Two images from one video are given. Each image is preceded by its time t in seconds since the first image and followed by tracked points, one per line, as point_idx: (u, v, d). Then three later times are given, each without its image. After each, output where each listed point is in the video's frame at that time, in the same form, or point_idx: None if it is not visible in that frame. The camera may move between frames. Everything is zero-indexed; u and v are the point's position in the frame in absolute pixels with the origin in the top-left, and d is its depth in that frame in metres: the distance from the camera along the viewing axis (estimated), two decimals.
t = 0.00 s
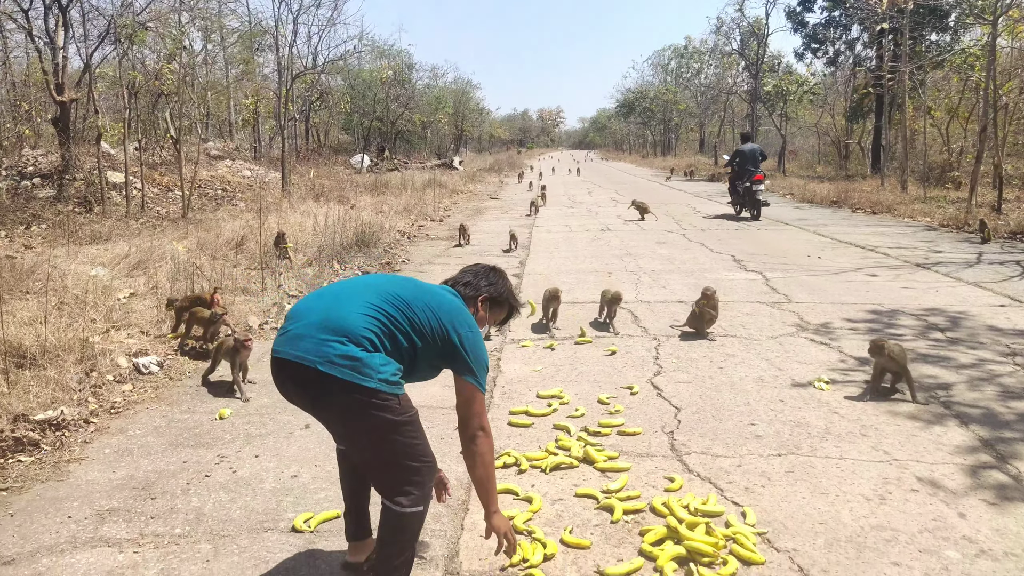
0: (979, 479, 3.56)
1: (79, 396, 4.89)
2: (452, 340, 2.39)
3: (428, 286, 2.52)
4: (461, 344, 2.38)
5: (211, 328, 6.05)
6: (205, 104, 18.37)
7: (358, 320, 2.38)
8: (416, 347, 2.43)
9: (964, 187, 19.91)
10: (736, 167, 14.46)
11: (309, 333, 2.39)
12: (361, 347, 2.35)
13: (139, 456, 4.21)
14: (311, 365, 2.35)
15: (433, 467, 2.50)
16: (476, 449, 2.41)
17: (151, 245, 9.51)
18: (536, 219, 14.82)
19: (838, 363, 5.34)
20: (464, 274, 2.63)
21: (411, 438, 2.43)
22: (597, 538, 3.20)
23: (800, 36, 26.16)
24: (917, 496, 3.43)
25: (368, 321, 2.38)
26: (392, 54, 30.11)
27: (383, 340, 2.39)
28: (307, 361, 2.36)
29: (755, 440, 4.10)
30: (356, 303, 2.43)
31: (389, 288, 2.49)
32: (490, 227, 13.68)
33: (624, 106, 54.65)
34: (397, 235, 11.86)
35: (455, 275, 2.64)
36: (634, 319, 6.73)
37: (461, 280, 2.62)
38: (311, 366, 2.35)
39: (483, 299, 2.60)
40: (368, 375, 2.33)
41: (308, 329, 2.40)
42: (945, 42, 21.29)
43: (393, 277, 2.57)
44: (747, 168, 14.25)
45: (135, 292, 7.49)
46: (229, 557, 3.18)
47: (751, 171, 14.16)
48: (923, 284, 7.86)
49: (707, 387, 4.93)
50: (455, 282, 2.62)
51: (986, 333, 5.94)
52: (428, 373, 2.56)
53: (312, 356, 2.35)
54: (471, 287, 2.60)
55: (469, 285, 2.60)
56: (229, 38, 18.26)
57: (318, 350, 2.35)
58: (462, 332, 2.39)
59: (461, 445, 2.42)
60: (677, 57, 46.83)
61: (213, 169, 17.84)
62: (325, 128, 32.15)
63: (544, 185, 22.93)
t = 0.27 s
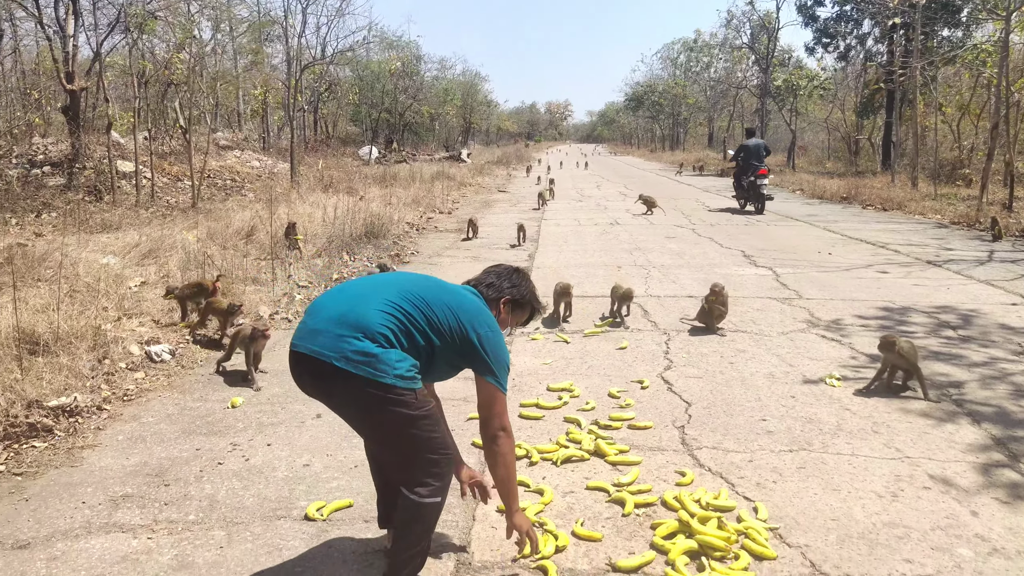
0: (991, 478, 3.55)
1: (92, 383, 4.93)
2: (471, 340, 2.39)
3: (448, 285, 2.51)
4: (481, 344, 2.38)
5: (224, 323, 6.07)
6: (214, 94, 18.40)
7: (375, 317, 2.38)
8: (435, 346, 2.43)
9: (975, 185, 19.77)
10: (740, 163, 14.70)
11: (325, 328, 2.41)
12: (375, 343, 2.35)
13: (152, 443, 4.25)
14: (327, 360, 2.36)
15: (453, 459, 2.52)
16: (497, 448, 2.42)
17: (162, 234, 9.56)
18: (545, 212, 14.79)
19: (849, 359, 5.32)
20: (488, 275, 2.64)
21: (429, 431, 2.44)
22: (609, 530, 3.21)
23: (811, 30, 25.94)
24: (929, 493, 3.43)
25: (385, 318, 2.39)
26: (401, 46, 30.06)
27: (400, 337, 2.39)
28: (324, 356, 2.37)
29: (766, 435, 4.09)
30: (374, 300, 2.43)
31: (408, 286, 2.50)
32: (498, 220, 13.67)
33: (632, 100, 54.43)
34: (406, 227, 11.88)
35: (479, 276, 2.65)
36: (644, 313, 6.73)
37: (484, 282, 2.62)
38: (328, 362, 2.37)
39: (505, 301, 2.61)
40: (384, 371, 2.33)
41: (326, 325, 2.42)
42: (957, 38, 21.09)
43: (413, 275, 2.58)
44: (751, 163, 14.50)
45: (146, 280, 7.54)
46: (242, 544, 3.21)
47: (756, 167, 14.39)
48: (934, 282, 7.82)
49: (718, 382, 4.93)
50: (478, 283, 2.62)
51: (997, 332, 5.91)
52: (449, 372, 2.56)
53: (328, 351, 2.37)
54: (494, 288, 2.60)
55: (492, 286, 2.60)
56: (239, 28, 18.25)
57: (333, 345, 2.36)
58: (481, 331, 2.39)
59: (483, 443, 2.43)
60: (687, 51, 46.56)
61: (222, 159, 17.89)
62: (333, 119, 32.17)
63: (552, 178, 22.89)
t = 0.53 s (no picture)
0: (998, 475, 3.55)
1: (101, 369, 4.96)
2: (486, 339, 2.41)
3: (465, 285, 2.54)
4: (496, 344, 2.40)
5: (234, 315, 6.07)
6: (221, 83, 18.40)
7: (389, 310, 2.40)
8: (449, 344, 2.45)
9: (983, 183, 19.66)
10: (743, 157, 14.95)
11: (338, 319, 2.42)
12: (386, 334, 2.37)
13: (161, 430, 4.27)
14: (339, 350, 2.37)
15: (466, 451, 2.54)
16: (513, 449, 2.52)
17: (169, 222, 9.60)
18: (551, 205, 14.76)
19: (856, 355, 5.32)
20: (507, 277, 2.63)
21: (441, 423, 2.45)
22: (616, 522, 3.22)
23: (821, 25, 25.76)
24: (936, 489, 3.43)
25: (397, 311, 2.40)
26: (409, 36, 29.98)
27: (412, 330, 2.41)
28: (335, 346, 2.38)
29: (773, 430, 4.10)
30: (388, 294, 2.45)
31: (423, 283, 2.52)
32: (505, 212, 13.67)
33: (639, 93, 54.19)
34: (413, 218, 11.89)
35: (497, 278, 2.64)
36: (650, 306, 6.73)
37: (503, 284, 2.62)
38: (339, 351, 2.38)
39: (523, 306, 2.61)
40: (395, 363, 2.34)
41: (339, 316, 2.43)
42: (969, 35, 20.91)
43: (428, 274, 2.60)
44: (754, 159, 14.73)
45: (154, 268, 7.59)
46: (252, 530, 3.23)
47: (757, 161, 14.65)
48: (942, 279, 7.79)
49: (725, 376, 4.93)
50: (496, 286, 2.62)
51: (1005, 330, 5.90)
52: (463, 372, 2.58)
53: (340, 342, 2.38)
54: (512, 291, 2.60)
55: (510, 290, 2.60)
56: (247, 16, 18.20)
57: (346, 334, 2.38)
58: (497, 331, 2.41)
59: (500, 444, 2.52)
60: (695, 45, 46.32)
61: (229, 148, 17.90)
62: (340, 109, 32.15)
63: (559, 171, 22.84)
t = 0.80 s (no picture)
0: (1017, 484, 3.53)
1: (119, 370, 5.02)
2: (505, 353, 2.40)
3: (486, 300, 2.54)
4: (515, 359, 2.39)
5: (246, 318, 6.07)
6: (235, 86, 18.56)
7: (407, 320, 2.42)
8: (468, 356, 2.46)
9: (997, 190, 19.51)
10: (750, 163, 15.19)
11: (357, 327, 2.47)
12: (402, 342, 2.39)
13: (178, 431, 4.31)
14: (357, 357, 2.41)
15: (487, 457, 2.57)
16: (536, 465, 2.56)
17: (184, 224, 9.70)
18: (562, 210, 14.79)
19: (871, 363, 5.30)
20: (531, 294, 2.63)
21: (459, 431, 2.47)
22: (632, 527, 3.23)
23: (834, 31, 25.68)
24: (954, 498, 3.41)
25: (416, 322, 2.42)
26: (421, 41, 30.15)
27: (429, 340, 2.42)
28: (353, 354, 2.42)
29: (788, 437, 4.09)
30: (407, 304, 2.48)
31: (445, 296, 2.53)
32: (516, 217, 13.70)
33: (650, 99, 54.18)
34: (425, 222, 11.94)
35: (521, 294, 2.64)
36: (663, 312, 6.73)
37: (527, 301, 2.62)
38: (357, 359, 2.42)
39: (545, 323, 2.60)
40: (411, 372, 2.37)
41: (358, 324, 2.48)
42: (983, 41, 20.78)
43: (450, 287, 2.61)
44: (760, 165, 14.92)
45: (169, 271, 7.67)
46: (270, 531, 3.25)
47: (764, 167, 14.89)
48: (957, 287, 7.74)
49: (739, 383, 4.93)
50: (520, 302, 2.62)
51: (1022, 339, 5.85)
52: (484, 388, 2.57)
53: (358, 350, 2.42)
54: (535, 309, 2.59)
55: (533, 308, 2.60)
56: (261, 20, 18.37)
57: (363, 342, 2.42)
58: (516, 346, 2.40)
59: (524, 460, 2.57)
60: (706, 50, 46.28)
61: (242, 151, 18.05)
62: (352, 113, 32.35)
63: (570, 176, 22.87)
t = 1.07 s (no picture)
0: None
1: (130, 370, 5.05)
2: (518, 364, 2.41)
3: (500, 312, 2.56)
4: (528, 369, 2.40)
5: (262, 320, 6.10)
6: (244, 88, 18.66)
7: (418, 327, 2.45)
8: (481, 367, 2.46)
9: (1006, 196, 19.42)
10: (753, 166, 15.45)
11: (369, 334, 2.50)
12: (413, 349, 2.42)
13: (190, 431, 4.34)
14: (368, 363, 2.44)
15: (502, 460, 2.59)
16: (551, 478, 2.61)
17: (194, 225, 9.76)
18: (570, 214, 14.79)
19: (880, 368, 5.29)
20: (549, 307, 2.65)
21: (471, 435, 2.48)
22: (642, 530, 3.23)
23: (843, 35, 25.61)
24: (964, 503, 3.41)
25: (427, 329, 2.45)
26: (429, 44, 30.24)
27: (440, 348, 2.44)
28: (365, 360, 2.45)
29: (798, 441, 4.09)
30: (419, 313, 2.51)
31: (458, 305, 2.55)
32: (524, 220, 13.72)
33: (658, 103, 54.17)
34: (433, 225, 11.97)
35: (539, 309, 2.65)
36: (672, 316, 6.73)
37: (543, 315, 2.64)
38: (368, 365, 2.44)
39: (562, 337, 2.62)
40: (422, 378, 2.38)
41: (370, 331, 2.51)
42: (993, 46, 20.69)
43: (464, 299, 2.64)
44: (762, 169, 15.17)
45: (179, 271, 7.72)
46: (282, 531, 3.26)
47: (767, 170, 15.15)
48: (966, 293, 7.71)
49: (749, 387, 4.92)
50: (537, 317, 2.63)
51: None
52: (498, 398, 2.57)
53: (370, 356, 2.44)
54: (552, 323, 2.61)
55: (550, 321, 2.61)
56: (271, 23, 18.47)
57: (375, 348, 2.44)
58: (529, 356, 2.41)
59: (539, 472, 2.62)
60: (714, 54, 46.25)
61: (251, 152, 18.15)
62: (360, 115, 32.47)
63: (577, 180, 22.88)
